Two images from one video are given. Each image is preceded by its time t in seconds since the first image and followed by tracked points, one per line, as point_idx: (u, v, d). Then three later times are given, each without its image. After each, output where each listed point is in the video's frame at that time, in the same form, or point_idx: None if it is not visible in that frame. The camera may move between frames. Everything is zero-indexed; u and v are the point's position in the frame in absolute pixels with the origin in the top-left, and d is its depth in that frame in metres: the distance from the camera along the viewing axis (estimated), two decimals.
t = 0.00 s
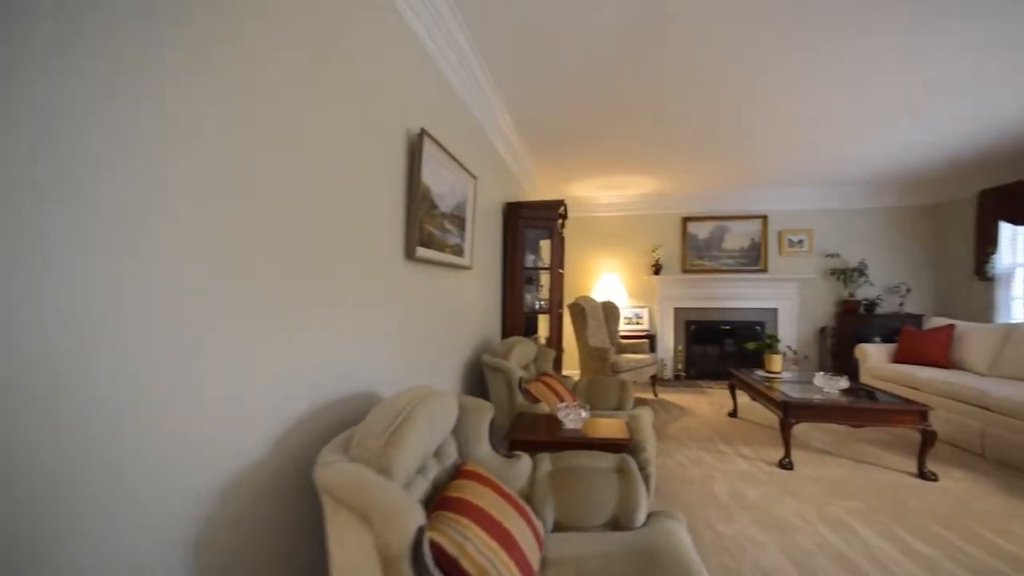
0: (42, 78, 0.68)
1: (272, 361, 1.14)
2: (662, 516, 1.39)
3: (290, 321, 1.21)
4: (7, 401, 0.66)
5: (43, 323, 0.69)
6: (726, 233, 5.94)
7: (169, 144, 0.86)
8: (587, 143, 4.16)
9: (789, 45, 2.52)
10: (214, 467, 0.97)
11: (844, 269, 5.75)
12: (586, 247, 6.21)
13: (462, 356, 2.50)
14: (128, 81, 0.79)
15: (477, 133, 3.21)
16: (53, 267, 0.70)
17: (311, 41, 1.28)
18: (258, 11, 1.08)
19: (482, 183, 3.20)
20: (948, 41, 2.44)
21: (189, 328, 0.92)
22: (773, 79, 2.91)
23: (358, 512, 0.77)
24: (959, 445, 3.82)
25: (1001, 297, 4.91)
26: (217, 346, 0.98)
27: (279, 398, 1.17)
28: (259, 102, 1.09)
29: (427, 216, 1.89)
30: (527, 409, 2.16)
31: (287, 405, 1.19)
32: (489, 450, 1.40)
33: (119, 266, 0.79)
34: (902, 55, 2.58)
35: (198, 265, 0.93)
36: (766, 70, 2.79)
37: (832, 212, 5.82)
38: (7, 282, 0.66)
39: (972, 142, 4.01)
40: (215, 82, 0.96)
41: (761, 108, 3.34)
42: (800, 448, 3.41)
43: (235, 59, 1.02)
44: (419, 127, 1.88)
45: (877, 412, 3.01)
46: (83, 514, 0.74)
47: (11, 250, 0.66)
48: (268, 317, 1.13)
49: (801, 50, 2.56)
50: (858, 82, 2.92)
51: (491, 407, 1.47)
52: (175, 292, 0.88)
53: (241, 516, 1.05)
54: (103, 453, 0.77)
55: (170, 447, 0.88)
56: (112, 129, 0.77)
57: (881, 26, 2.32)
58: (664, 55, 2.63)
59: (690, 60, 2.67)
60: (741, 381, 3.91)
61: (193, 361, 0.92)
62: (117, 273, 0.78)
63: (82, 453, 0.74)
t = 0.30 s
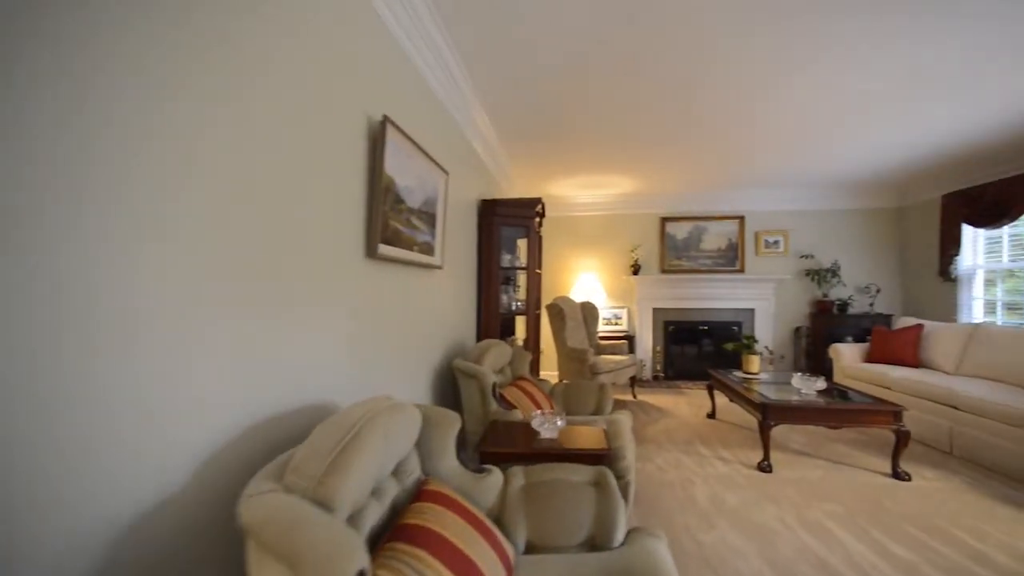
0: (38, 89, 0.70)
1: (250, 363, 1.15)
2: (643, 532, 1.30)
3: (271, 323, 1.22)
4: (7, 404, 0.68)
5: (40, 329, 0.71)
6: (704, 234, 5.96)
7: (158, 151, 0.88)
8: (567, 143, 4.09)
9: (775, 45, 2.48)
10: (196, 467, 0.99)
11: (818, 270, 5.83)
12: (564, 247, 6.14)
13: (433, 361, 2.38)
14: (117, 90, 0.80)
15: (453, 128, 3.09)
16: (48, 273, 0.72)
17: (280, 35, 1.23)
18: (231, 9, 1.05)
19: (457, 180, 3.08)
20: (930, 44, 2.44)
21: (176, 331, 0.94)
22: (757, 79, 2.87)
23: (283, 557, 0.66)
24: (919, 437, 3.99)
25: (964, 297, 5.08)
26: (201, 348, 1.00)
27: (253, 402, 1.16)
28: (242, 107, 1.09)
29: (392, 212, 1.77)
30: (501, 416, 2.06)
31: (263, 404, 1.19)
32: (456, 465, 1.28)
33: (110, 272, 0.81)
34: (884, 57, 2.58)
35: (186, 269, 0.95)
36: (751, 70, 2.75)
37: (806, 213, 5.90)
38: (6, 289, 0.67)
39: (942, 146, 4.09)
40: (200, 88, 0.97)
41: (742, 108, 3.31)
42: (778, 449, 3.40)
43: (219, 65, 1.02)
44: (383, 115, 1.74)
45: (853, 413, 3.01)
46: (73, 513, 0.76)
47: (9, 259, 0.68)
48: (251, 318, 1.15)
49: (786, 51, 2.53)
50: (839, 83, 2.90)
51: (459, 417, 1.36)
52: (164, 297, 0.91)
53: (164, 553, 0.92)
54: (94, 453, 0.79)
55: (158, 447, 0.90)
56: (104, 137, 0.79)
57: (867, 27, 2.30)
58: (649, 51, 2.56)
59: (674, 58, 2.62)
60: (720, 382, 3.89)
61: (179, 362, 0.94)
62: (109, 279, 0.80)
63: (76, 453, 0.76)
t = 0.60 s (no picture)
0: (39, 97, 0.71)
1: (235, 364, 1.15)
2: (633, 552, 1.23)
3: (259, 326, 1.23)
4: (7, 407, 0.69)
5: (40, 334, 0.72)
6: (688, 235, 5.96)
7: (151, 157, 0.89)
8: (552, 142, 4.02)
9: (770, 44, 2.43)
10: (176, 470, 0.98)
11: (799, 271, 5.88)
12: (548, 247, 6.08)
13: (413, 366, 2.29)
14: (114, 96, 0.82)
15: (435, 125, 2.98)
16: (49, 278, 0.73)
17: (260, 32, 1.19)
18: (217, 11, 1.05)
19: (438, 178, 2.96)
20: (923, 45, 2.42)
21: (171, 334, 0.96)
22: (751, 78, 2.82)
23: None
24: (901, 438, 3.99)
25: (938, 298, 5.18)
26: (193, 352, 1.02)
27: (234, 406, 1.15)
28: (231, 112, 1.10)
29: (364, 210, 1.65)
30: (482, 424, 1.96)
31: (248, 404, 1.20)
32: (432, 480, 1.19)
33: (108, 276, 0.82)
34: (878, 57, 2.55)
35: (179, 272, 0.97)
36: (745, 69, 2.70)
37: (788, 215, 5.95)
38: (8, 294, 0.68)
39: (923, 147, 4.14)
40: (193, 91, 0.98)
41: (733, 107, 3.26)
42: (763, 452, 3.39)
43: (211, 71, 1.03)
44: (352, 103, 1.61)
45: (838, 417, 3.00)
46: (63, 517, 0.76)
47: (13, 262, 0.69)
48: (240, 320, 1.16)
49: (782, 49, 2.49)
50: (828, 83, 2.87)
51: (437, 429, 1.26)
52: (160, 301, 0.93)
53: None
54: (83, 457, 0.79)
55: (144, 450, 0.90)
56: (102, 144, 0.80)
57: (864, 26, 2.26)
58: (644, 48, 2.49)
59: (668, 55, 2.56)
60: (705, 385, 3.87)
61: (168, 365, 0.95)
62: (107, 283, 0.82)
63: (67, 456, 0.77)
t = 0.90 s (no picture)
0: (39, 99, 0.71)
1: (229, 366, 1.15)
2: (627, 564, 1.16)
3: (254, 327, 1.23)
4: (6, 406, 0.69)
5: (41, 334, 0.73)
6: (674, 236, 5.97)
7: (148, 158, 0.90)
8: (539, 142, 3.96)
9: (766, 44, 2.40)
10: (162, 476, 0.96)
11: (783, 272, 5.93)
12: (534, 247, 6.03)
13: (396, 371, 2.22)
14: (114, 98, 0.82)
15: (421, 121, 2.89)
16: (50, 277, 0.73)
17: (249, 30, 1.17)
18: (215, 13, 1.05)
19: (423, 174, 2.87)
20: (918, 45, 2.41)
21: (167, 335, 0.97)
22: (745, 78, 2.79)
23: None
24: (882, 437, 4.04)
25: (915, 299, 5.28)
26: (188, 353, 1.02)
27: (227, 408, 1.15)
28: (228, 113, 1.10)
29: (339, 206, 1.55)
30: (467, 430, 1.89)
31: (240, 406, 1.19)
32: (413, 494, 1.12)
33: (110, 279, 0.83)
34: (872, 58, 2.54)
35: (176, 273, 0.97)
36: (740, 68, 2.67)
37: (772, 217, 6.00)
38: (9, 294, 0.68)
39: (905, 150, 4.18)
40: (191, 94, 0.99)
41: (722, 107, 3.24)
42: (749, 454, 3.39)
43: (210, 74, 1.04)
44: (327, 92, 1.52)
45: (824, 418, 3.00)
46: (55, 518, 0.76)
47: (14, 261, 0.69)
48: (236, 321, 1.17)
49: (778, 49, 2.46)
50: (819, 84, 2.86)
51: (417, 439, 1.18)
52: (156, 303, 0.93)
53: None
54: (77, 459, 0.79)
55: (137, 452, 0.90)
56: (104, 147, 0.81)
57: (863, 26, 2.24)
58: (637, 47, 2.43)
59: (664, 54, 2.51)
60: (692, 386, 3.85)
61: (164, 366, 0.96)
62: (107, 285, 0.83)
63: (63, 457, 0.76)
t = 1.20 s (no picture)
0: (39, 100, 0.72)
1: (222, 366, 1.16)
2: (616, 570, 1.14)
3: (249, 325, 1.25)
4: (6, 406, 0.70)
5: (42, 334, 0.74)
6: (657, 236, 6.01)
7: (146, 160, 0.91)
8: (524, 141, 3.93)
9: (759, 42, 2.39)
10: (136, 484, 0.92)
11: (763, 273, 6.03)
12: (518, 247, 5.99)
13: (378, 373, 2.16)
14: (111, 100, 0.83)
15: (405, 117, 2.82)
16: (50, 278, 0.74)
17: (240, 29, 1.17)
18: (206, 13, 1.05)
19: (406, 171, 2.80)
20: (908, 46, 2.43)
21: (163, 334, 0.98)
22: (735, 78, 2.79)
23: None
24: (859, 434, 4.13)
25: (887, 300, 5.42)
26: (183, 352, 1.03)
27: (222, 406, 1.16)
28: (218, 114, 1.10)
29: (318, 201, 1.49)
30: (450, 434, 1.85)
31: (235, 403, 1.20)
32: (394, 502, 1.07)
33: (108, 279, 0.84)
34: (856, 60, 2.57)
35: (174, 272, 0.99)
36: (732, 67, 2.66)
37: (752, 218, 6.09)
38: (12, 295, 0.70)
39: (882, 153, 4.28)
40: (184, 94, 0.99)
41: (708, 108, 3.25)
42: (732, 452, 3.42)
43: (203, 74, 1.05)
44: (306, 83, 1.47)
45: (804, 417, 3.04)
46: (51, 520, 0.76)
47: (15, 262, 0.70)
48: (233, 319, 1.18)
49: (773, 48, 2.45)
50: (803, 85, 2.89)
51: (399, 444, 1.14)
52: (153, 303, 0.95)
53: None
54: (74, 458, 0.79)
55: (133, 450, 0.91)
56: (103, 149, 0.82)
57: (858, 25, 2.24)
58: (629, 46, 2.42)
59: (658, 52, 2.48)
60: (675, 386, 3.87)
61: (161, 364, 0.97)
62: (106, 286, 0.84)
63: (62, 457, 0.77)
